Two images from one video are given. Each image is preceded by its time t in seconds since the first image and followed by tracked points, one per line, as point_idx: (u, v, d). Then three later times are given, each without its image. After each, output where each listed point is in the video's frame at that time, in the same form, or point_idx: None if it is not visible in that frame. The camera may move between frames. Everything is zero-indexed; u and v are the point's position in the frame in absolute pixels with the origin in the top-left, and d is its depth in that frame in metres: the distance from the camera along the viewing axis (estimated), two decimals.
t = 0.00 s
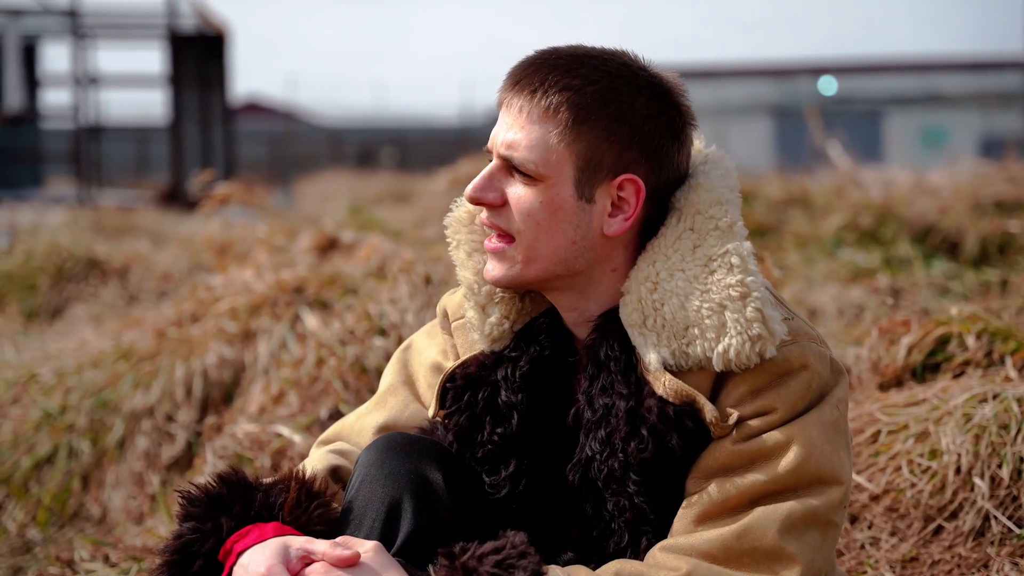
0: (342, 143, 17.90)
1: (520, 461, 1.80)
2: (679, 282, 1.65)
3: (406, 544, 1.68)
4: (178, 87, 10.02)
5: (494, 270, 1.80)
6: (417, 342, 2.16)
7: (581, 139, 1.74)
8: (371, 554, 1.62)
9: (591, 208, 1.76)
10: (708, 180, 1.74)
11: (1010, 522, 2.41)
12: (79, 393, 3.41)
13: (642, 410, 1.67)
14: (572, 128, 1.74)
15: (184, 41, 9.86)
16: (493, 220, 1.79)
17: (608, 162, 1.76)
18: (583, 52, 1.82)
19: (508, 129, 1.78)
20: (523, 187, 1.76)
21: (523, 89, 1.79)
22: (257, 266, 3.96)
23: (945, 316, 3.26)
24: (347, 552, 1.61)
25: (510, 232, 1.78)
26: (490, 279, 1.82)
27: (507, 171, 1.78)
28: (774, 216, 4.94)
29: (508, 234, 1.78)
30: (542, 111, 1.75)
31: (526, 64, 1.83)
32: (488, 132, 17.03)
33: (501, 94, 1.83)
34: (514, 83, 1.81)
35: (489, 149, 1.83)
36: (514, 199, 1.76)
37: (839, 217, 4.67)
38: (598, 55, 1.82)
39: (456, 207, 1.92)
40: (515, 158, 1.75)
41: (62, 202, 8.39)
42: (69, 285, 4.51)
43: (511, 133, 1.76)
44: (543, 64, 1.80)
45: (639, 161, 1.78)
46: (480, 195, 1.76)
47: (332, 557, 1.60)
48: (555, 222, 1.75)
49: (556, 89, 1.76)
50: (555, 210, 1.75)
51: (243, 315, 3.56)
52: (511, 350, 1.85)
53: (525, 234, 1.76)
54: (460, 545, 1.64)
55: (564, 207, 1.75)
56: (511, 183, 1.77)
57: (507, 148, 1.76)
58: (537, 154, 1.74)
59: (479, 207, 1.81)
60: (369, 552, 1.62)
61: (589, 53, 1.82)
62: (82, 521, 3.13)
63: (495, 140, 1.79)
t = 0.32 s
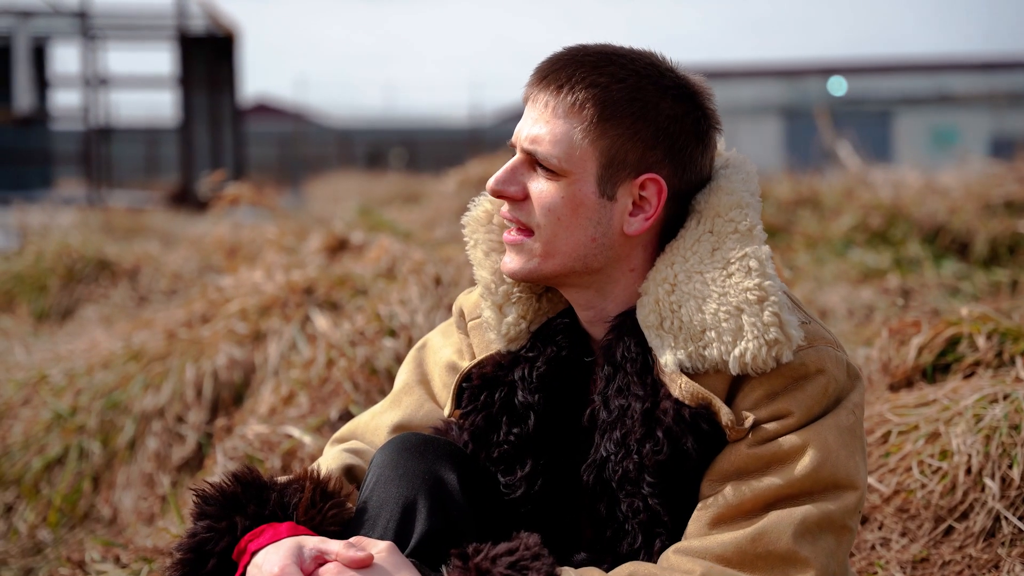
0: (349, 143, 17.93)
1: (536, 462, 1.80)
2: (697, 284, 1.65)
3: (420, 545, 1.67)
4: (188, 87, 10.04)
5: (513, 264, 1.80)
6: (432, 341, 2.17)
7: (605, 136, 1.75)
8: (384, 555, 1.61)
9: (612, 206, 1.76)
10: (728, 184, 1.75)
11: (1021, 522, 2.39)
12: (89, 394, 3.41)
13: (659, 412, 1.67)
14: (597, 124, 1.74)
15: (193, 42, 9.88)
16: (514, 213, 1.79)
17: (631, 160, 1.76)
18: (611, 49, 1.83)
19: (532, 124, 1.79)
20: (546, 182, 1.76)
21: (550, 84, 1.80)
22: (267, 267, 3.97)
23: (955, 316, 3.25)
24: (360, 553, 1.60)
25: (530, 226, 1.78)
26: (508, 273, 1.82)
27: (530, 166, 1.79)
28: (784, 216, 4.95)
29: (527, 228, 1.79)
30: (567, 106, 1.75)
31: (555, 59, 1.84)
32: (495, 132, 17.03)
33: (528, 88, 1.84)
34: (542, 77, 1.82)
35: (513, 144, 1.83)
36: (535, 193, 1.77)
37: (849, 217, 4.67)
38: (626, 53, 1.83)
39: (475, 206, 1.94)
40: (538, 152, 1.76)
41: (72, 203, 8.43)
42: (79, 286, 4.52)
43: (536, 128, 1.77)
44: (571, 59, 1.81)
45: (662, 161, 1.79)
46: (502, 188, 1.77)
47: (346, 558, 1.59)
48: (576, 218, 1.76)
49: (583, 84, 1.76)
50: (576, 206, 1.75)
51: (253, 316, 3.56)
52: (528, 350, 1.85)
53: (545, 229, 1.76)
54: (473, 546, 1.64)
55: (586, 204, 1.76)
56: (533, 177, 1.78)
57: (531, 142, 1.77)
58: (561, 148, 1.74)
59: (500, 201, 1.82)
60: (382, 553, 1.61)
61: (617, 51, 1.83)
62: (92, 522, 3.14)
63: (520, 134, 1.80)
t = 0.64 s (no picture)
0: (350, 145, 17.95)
1: (544, 462, 1.79)
2: (706, 285, 1.65)
3: (422, 546, 1.67)
4: (190, 89, 10.05)
5: (523, 262, 1.80)
6: (437, 341, 2.17)
7: (618, 135, 1.75)
8: (385, 556, 1.61)
9: (624, 205, 1.77)
10: (739, 187, 1.75)
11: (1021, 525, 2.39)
12: (90, 396, 3.41)
13: (665, 413, 1.67)
14: (610, 123, 1.75)
15: (195, 44, 9.90)
16: (525, 212, 1.79)
17: (643, 160, 1.77)
18: (624, 49, 1.84)
19: (544, 123, 1.79)
20: (558, 181, 1.76)
21: (563, 83, 1.80)
22: (268, 269, 3.97)
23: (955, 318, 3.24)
24: (362, 555, 1.60)
25: (541, 225, 1.78)
26: (518, 271, 1.82)
27: (542, 165, 1.79)
28: (785, 219, 4.96)
29: (538, 227, 1.78)
30: (581, 105, 1.76)
31: (568, 59, 1.85)
32: (496, 134, 17.06)
33: (541, 88, 1.85)
34: (555, 76, 1.82)
35: (525, 142, 1.84)
36: (547, 192, 1.77)
37: (850, 219, 4.68)
38: (638, 53, 1.84)
39: (484, 205, 1.93)
40: (552, 151, 1.76)
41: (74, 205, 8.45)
42: (80, 287, 4.53)
43: (549, 126, 1.77)
44: (584, 58, 1.82)
45: (674, 161, 1.79)
46: (514, 186, 1.77)
47: (348, 560, 1.59)
48: (588, 217, 1.76)
49: (596, 83, 1.77)
50: (588, 205, 1.75)
51: (254, 317, 3.56)
52: (536, 351, 1.85)
53: (556, 227, 1.76)
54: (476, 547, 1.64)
55: (598, 203, 1.76)
56: (545, 176, 1.78)
57: (543, 141, 1.77)
58: (574, 147, 1.75)
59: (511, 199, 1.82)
60: (384, 554, 1.61)
61: (629, 51, 1.84)
62: (93, 523, 3.14)
63: (532, 133, 1.80)
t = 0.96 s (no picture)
0: (350, 145, 17.96)
1: (550, 457, 1.79)
2: (711, 281, 1.65)
3: (423, 545, 1.68)
4: (191, 89, 10.05)
5: (529, 252, 1.80)
6: (442, 338, 2.17)
7: (627, 125, 1.75)
8: (384, 556, 1.61)
9: (632, 197, 1.77)
10: (745, 185, 1.75)
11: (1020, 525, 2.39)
12: (90, 396, 3.41)
13: (667, 410, 1.67)
14: (619, 113, 1.75)
15: (196, 44, 9.90)
16: (532, 202, 1.80)
17: (652, 151, 1.77)
18: (635, 43, 1.85)
19: (554, 113, 1.80)
20: (567, 171, 1.77)
21: (575, 73, 1.81)
22: (268, 269, 3.97)
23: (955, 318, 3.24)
24: (361, 556, 1.60)
25: (548, 215, 1.78)
26: (525, 261, 1.82)
27: (550, 156, 1.80)
28: (785, 219, 4.96)
29: (545, 217, 1.79)
30: (591, 95, 1.77)
31: (579, 51, 1.86)
32: (497, 134, 17.06)
33: (552, 79, 1.86)
34: (566, 67, 1.83)
35: (534, 133, 1.84)
36: (555, 182, 1.77)
37: (850, 220, 4.67)
38: (649, 47, 1.85)
39: (491, 201, 1.94)
40: (561, 141, 1.77)
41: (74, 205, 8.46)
42: (80, 288, 4.53)
43: (559, 116, 1.78)
44: (595, 50, 1.83)
45: (682, 154, 1.80)
46: (522, 176, 1.78)
47: (347, 561, 1.59)
48: (595, 207, 1.76)
49: (607, 74, 1.78)
50: (596, 195, 1.76)
51: (255, 318, 3.56)
52: (542, 346, 1.85)
53: (564, 216, 1.76)
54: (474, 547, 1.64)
55: (606, 193, 1.76)
56: (553, 167, 1.79)
57: (553, 131, 1.78)
58: (583, 137, 1.75)
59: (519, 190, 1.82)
60: (382, 554, 1.61)
61: (640, 44, 1.85)
62: (94, 523, 3.14)
63: (542, 123, 1.81)
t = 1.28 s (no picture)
0: (345, 147, 17.95)
1: (551, 452, 1.79)
2: (706, 278, 1.65)
3: (419, 545, 1.67)
4: (185, 90, 10.04)
5: (521, 249, 1.81)
6: (441, 336, 2.17)
7: (609, 120, 1.77)
8: (378, 557, 1.61)
9: (618, 191, 1.77)
10: (740, 183, 1.75)
11: (1013, 526, 2.39)
12: (84, 397, 3.40)
13: (663, 406, 1.67)
14: (601, 108, 1.77)
15: (190, 45, 9.89)
16: (522, 201, 1.81)
17: (636, 145, 1.77)
18: (618, 40, 1.87)
19: (541, 112, 1.82)
20: (553, 168, 1.79)
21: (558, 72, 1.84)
22: (261, 270, 3.97)
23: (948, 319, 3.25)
24: (355, 558, 1.59)
25: (537, 212, 1.80)
26: (518, 259, 1.83)
27: (539, 154, 1.81)
28: (779, 221, 4.97)
29: (534, 214, 1.80)
30: (573, 92, 1.79)
31: (564, 51, 1.88)
32: (492, 137, 17.06)
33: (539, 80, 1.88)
34: (551, 67, 1.86)
35: (524, 133, 1.86)
36: (543, 179, 1.79)
37: (844, 221, 4.68)
38: (633, 44, 1.86)
39: (488, 200, 1.95)
40: (546, 138, 1.79)
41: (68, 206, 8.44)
42: (74, 289, 4.52)
43: (543, 114, 1.81)
44: (578, 49, 1.85)
45: (668, 147, 1.79)
46: (511, 175, 1.80)
47: (340, 562, 1.58)
48: (582, 203, 1.77)
49: (589, 71, 1.80)
50: (582, 191, 1.77)
51: (249, 319, 3.56)
52: (541, 341, 1.85)
53: (551, 213, 1.77)
54: (468, 546, 1.63)
55: (592, 189, 1.77)
56: (541, 164, 1.80)
57: (539, 129, 1.80)
58: (567, 133, 1.77)
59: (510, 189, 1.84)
60: (377, 555, 1.61)
61: (624, 41, 1.87)
62: (87, 525, 3.13)
63: (529, 122, 1.84)
